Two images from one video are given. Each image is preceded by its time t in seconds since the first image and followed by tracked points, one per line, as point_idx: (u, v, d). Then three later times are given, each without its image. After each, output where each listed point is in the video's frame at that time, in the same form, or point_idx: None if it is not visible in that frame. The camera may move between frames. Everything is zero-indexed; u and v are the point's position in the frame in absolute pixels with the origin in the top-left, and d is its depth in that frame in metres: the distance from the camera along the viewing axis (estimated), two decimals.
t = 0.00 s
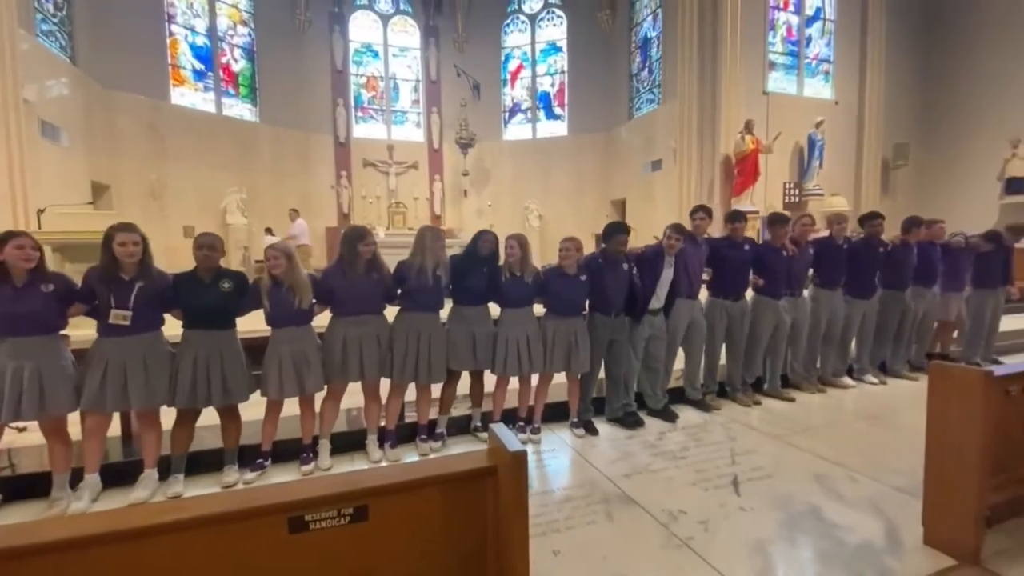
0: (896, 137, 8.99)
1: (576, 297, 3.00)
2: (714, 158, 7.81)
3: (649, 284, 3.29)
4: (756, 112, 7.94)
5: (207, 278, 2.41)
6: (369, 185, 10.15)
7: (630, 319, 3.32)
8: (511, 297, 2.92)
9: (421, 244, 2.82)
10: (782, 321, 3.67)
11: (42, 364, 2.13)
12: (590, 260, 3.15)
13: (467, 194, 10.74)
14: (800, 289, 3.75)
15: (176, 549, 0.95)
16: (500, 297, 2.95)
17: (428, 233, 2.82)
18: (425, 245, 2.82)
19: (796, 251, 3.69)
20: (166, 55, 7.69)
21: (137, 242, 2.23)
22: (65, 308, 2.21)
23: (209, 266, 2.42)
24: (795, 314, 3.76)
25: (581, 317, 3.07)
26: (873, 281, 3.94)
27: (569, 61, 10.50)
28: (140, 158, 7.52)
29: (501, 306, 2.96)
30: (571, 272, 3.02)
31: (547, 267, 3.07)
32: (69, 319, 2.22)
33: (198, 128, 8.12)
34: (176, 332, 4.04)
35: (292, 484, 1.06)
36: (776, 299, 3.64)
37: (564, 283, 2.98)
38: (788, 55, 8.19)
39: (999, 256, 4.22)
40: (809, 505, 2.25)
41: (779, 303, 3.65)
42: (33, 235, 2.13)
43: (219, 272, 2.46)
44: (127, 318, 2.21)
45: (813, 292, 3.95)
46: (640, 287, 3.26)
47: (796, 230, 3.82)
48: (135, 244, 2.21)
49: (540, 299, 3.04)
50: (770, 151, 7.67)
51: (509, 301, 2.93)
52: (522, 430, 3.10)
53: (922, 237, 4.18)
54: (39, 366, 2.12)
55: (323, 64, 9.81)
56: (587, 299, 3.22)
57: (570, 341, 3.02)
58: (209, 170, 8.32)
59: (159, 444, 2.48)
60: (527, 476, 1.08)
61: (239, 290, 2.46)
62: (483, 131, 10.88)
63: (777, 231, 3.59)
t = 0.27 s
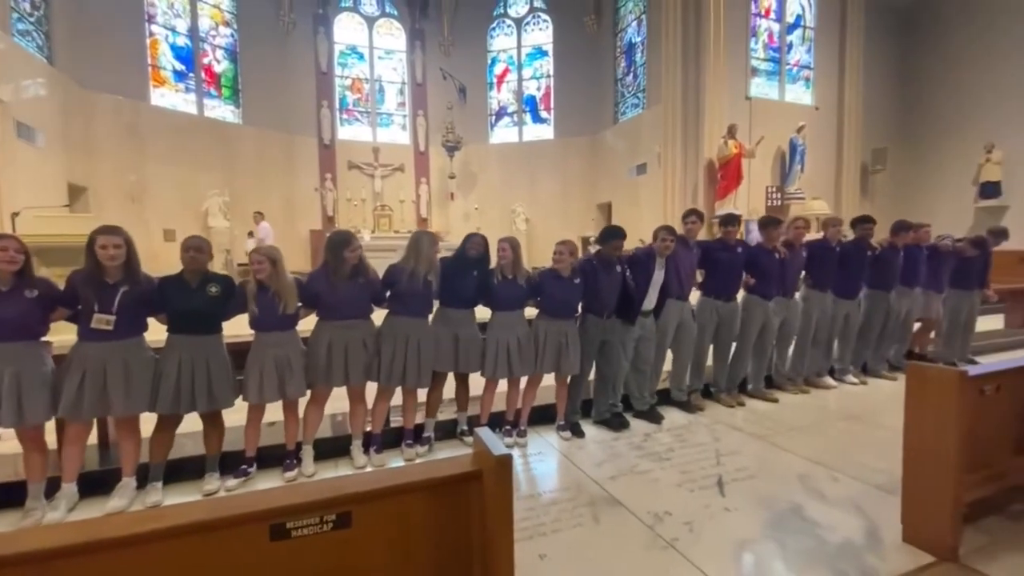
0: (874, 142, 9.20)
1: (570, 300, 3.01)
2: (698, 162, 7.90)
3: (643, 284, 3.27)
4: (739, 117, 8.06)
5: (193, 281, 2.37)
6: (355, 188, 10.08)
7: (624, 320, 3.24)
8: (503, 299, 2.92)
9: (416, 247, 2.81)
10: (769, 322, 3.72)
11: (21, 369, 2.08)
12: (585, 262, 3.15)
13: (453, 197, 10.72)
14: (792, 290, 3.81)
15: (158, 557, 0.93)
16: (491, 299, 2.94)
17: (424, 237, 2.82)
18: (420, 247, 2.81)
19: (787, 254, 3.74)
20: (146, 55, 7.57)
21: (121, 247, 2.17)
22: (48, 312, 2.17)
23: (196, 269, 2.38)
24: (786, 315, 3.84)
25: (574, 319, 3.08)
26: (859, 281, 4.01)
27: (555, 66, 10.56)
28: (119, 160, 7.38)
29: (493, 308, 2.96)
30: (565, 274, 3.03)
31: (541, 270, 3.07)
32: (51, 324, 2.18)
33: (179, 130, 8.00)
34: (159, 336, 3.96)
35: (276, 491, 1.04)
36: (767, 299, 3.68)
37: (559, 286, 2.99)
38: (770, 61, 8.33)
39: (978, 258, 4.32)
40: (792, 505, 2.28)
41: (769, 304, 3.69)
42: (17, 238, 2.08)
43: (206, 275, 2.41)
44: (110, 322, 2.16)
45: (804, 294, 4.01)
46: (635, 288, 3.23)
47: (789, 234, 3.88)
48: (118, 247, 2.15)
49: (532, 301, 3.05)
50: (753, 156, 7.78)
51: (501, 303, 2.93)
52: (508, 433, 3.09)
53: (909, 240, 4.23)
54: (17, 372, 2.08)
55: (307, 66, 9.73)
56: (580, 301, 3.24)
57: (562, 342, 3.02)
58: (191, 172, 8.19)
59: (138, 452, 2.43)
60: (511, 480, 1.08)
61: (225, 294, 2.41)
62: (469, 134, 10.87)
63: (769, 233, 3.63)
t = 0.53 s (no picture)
0: (864, 145, 9.29)
1: (567, 302, 3.01)
2: (691, 164, 7.95)
3: (640, 286, 3.30)
4: (732, 120, 8.11)
5: (182, 285, 2.36)
6: (349, 190, 10.06)
7: (621, 323, 3.24)
8: (498, 301, 2.90)
9: (411, 250, 2.80)
10: (764, 323, 3.74)
11: (7, 374, 2.07)
12: (582, 265, 3.16)
13: (447, 199, 10.72)
14: (789, 291, 3.83)
15: (149, 560, 0.92)
16: (485, 301, 2.92)
17: (420, 240, 2.81)
18: (413, 251, 2.80)
19: (785, 256, 3.76)
20: (138, 57, 7.52)
21: (105, 250, 2.15)
22: (34, 316, 2.17)
23: (184, 272, 2.36)
24: (783, 316, 3.86)
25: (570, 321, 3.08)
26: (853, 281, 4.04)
27: (549, 68, 10.59)
28: (110, 162, 7.32)
29: (487, 310, 2.95)
30: (563, 277, 3.03)
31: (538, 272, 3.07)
32: (37, 328, 2.18)
33: (172, 131, 7.95)
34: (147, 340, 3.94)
35: (269, 495, 1.04)
36: (762, 300, 3.70)
37: (557, 289, 2.99)
38: (762, 65, 8.40)
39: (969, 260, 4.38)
40: (784, 505, 2.30)
41: (764, 305, 3.71)
42: None
43: (195, 279, 2.41)
44: (96, 326, 2.14)
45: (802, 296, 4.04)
46: (632, 289, 3.26)
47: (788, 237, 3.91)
48: (99, 250, 2.12)
49: (529, 303, 3.04)
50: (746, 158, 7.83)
51: (495, 305, 2.91)
52: (503, 436, 3.08)
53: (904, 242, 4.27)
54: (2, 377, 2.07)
55: (300, 68, 9.70)
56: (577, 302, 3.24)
57: (557, 344, 3.03)
58: (183, 174, 8.14)
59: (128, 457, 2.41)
60: (506, 484, 1.08)
61: (213, 297, 2.41)
62: (463, 136, 10.87)
63: (767, 234, 3.65)
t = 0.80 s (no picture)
0: (870, 145, 9.24)
1: (568, 303, 3.00)
2: (696, 165, 7.93)
3: (643, 288, 3.29)
4: (736, 121, 8.09)
5: (176, 288, 2.36)
6: (353, 192, 10.09)
7: (623, 326, 3.28)
8: (497, 303, 2.90)
9: (403, 252, 2.80)
10: (768, 324, 3.73)
11: None
12: (583, 266, 3.15)
13: (451, 201, 10.73)
14: (794, 292, 3.81)
15: (155, 559, 0.93)
16: (484, 303, 2.92)
17: (413, 241, 2.80)
18: (408, 252, 2.80)
19: (790, 257, 3.75)
20: (144, 60, 7.58)
21: (94, 251, 2.16)
22: (26, 319, 2.17)
23: (178, 275, 2.37)
24: (789, 317, 3.83)
25: (572, 323, 3.07)
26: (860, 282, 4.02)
27: (553, 70, 10.60)
28: (116, 165, 7.38)
29: (486, 312, 2.95)
30: (564, 279, 3.02)
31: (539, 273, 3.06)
32: (29, 331, 2.18)
33: (177, 134, 8.00)
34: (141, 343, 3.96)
35: (274, 496, 1.04)
36: (767, 301, 3.69)
37: (558, 292, 2.98)
38: (767, 65, 8.37)
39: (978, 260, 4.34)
40: (790, 508, 2.28)
41: (769, 306, 3.70)
42: None
43: (190, 281, 2.41)
44: (90, 328, 2.16)
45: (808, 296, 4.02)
46: (634, 291, 3.26)
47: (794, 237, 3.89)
48: (89, 252, 2.13)
49: (529, 304, 3.04)
50: (750, 159, 7.80)
51: (494, 307, 2.91)
52: (508, 437, 3.08)
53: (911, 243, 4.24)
54: None
55: (305, 71, 9.75)
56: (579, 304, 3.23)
57: (559, 345, 3.02)
58: (189, 176, 8.19)
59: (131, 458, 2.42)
60: (510, 487, 1.08)
61: (208, 299, 2.40)
62: (467, 138, 10.88)
63: (773, 235, 3.64)
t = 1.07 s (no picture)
0: (886, 144, 9.11)
1: (571, 306, 3.00)
2: (707, 166, 7.87)
3: (648, 291, 3.27)
4: (748, 121, 8.02)
5: (174, 289, 2.40)
6: (364, 194, 10.16)
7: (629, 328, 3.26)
8: (496, 305, 2.90)
9: (393, 254, 2.81)
10: (779, 326, 3.69)
11: None
12: (586, 268, 3.15)
13: (462, 203, 10.77)
14: (805, 294, 3.77)
15: (166, 559, 0.94)
16: (484, 305, 2.92)
17: (402, 243, 2.81)
18: (399, 253, 2.80)
19: (800, 258, 3.70)
20: (161, 65, 7.71)
21: (86, 253, 2.19)
22: (17, 321, 2.19)
23: (176, 277, 2.40)
24: (799, 319, 3.79)
25: (574, 325, 3.06)
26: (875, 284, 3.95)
27: (563, 71, 10.60)
28: (133, 168, 7.51)
29: (485, 314, 2.95)
30: (565, 281, 3.01)
31: (540, 276, 3.06)
32: (22, 334, 2.20)
33: (192, 137, 8.13)
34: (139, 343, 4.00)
35: (284, 496, 1.05)
36: (778, 303, 3.65)
37: (560, 294, 2.98)
38: (779, 64, 8.29)
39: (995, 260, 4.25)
40: (803, 512, 2.25)
41: (779, 308, 3.66)
42: None
43: (188, 284, 2.45)
44: (83, 330, 2.18)
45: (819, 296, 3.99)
46: (637, 294, 3.24)
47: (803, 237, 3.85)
48: (79, 254, 2.16)
49: (530, 306, 3.04)
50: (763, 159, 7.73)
51: (493, 309, 2.91)
52: (517, 439, 3.08)
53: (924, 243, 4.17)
54: None
55: (317, 74, 9.84)
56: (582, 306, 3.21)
57: (561, 349, 3.01)
58: (203, 179, 8.30)
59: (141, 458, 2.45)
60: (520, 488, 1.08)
61: (206, 301, 2.44)
62: (478, 140, 10.91)
63: (782, 235, 3.60)
